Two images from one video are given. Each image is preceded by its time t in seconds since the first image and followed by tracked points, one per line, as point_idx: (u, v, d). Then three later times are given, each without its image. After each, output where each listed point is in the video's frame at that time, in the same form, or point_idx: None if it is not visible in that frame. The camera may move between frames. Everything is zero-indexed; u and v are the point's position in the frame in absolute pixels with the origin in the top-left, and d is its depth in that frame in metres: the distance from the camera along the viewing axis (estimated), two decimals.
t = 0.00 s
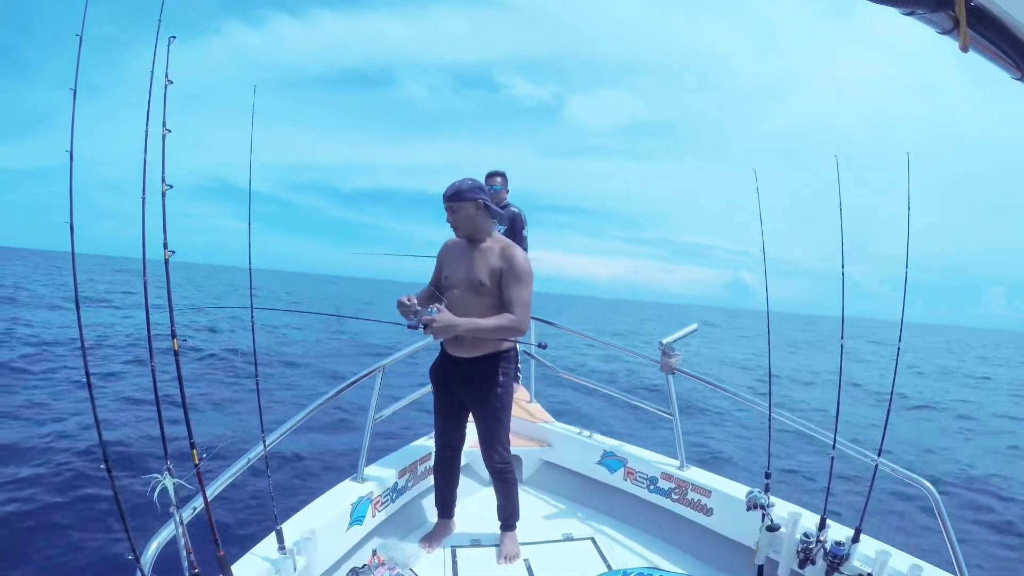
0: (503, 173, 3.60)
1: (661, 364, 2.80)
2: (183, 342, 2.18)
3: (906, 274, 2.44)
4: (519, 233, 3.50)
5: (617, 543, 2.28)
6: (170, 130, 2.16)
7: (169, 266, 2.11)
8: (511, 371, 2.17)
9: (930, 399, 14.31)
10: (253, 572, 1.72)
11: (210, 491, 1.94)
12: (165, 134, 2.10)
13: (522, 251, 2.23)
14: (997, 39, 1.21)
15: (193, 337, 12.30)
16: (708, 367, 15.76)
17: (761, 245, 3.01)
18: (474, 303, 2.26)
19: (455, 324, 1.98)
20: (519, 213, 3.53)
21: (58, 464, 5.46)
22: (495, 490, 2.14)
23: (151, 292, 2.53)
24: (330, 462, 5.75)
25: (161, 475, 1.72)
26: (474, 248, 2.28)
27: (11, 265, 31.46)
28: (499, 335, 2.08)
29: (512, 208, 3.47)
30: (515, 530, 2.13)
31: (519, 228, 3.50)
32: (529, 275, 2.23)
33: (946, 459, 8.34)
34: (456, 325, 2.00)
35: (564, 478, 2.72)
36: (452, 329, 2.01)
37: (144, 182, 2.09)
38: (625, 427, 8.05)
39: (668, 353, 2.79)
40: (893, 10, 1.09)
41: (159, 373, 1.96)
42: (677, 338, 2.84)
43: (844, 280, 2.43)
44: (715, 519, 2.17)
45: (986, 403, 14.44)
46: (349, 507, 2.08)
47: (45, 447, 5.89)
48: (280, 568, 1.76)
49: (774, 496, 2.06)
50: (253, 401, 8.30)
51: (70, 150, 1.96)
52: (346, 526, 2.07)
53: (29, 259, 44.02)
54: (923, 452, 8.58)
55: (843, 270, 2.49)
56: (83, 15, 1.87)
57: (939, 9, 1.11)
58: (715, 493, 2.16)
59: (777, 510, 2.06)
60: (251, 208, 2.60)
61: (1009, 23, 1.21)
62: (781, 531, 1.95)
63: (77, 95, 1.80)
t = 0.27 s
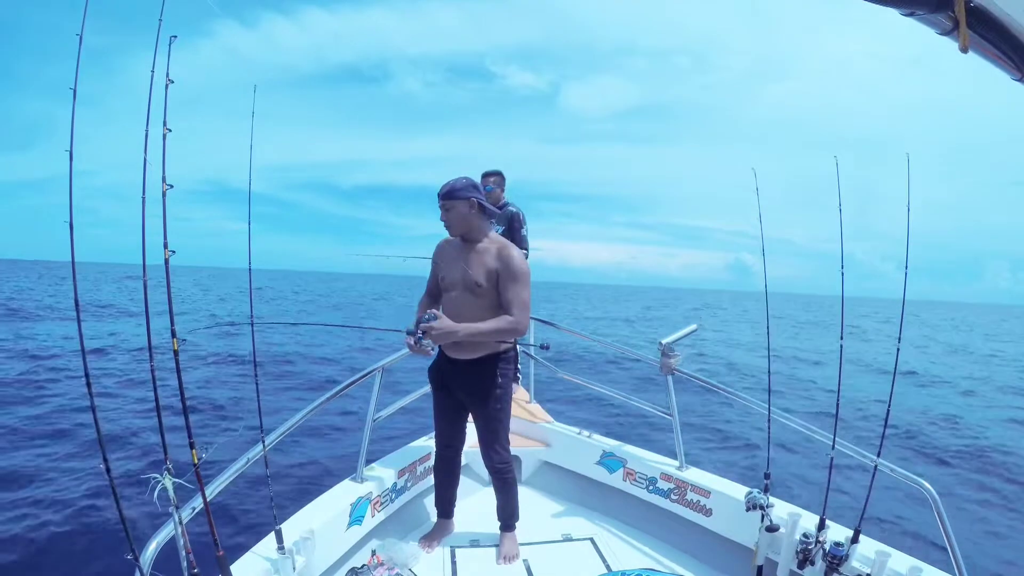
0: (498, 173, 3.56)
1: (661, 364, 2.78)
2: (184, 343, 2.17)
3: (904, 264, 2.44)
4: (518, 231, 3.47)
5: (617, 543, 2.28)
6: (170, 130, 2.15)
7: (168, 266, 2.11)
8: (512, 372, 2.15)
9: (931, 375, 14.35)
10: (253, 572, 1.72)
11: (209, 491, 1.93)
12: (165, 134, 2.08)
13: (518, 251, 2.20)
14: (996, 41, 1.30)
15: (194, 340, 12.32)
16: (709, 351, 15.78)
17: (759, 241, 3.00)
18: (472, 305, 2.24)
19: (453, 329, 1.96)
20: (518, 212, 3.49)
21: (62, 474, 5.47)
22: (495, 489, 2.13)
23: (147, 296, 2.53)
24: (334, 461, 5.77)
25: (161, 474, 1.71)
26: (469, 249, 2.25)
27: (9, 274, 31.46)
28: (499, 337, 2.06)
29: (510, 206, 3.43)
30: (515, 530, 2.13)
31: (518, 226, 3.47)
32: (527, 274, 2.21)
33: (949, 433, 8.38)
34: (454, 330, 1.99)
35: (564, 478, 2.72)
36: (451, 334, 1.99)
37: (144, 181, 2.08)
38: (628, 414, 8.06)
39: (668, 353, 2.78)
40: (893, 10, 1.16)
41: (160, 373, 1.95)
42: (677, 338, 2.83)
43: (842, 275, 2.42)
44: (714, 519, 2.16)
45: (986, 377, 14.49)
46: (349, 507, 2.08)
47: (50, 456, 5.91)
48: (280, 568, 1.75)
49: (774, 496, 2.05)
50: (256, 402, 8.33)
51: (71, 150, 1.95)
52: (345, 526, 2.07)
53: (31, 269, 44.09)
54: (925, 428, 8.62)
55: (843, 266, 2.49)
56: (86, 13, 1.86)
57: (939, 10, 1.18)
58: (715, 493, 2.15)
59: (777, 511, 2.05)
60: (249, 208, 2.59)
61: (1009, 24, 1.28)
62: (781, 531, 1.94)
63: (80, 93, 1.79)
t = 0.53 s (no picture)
0: (499, 173, 3.54)
1: (661, 364, 2.77)
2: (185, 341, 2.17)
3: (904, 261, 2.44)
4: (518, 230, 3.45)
5: (617, 544, 2.27)
6: (169, 130, 2.15)
7: (167, 267, 2.10)
8: (512, 371, 2.14)
9: (932, 366, 14.35)
10: (252, 572, 1.72)
11: (209, 491, 1.93)
12: (164, 134, 2.08)
13: (518, 250, 2.19)
14: (995, 42, 1.29)
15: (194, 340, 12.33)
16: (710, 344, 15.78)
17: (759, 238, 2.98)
18: (471, 305, 2.23)
19: (452, 325, 1.96)
20: (517, 212, 3.48)
21: (64, 475, 5.48)
22: (495, 489, 2.12)
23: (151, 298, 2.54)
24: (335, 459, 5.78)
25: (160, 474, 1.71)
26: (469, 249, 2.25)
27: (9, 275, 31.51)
28: (499, 336, 2.05)
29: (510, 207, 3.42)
30: (514, 530, 2.13)
31: (518, 226, 3.45)
32: (527, 274, 2.20)
33: (950, 423, 8.38)
34: (453, 327, 1.98)
35: (564, 478, 2.72)
36: (450, 331, 1.99)
37: (143, 181, 2.08)
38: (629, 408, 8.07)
39: (668, 354, 2.77)
40: (892, 10, 1.15)
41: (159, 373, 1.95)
42: (677, 338, 2.82)
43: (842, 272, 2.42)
44: (713, 520, 2.16)
45: (987, 367, 14.49)
46: (349, 507, 2.08)
47: (51, 458, 5.92)
48: (279, 568, 1.75)
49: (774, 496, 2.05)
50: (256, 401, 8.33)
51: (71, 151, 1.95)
52: (345, 526, 2.07)
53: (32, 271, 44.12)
54: (926, 418, 8.62)
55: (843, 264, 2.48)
56: (85, 14, 1.87)
57: (939, 11, 1.17)
58: (715, 493, 2.15)
59: (777, 512, 2.05)
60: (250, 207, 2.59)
61: (1009, 24, 1.27)
62: (781, 532, 1.94)
63: (79, 94, 1.80)
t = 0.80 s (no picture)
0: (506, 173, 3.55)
1: (660, 364, 2.78)
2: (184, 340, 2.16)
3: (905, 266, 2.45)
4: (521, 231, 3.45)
5: (616, 544, 2.28)
6: (170, 131, 2.10)
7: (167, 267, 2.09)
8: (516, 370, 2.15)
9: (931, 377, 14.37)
10: (252, 572, 1.72)
11: (210, 490, 1.93)
12: (166, 134, 2.05)
13: (524, 250, 2.20)
14: (995, 42, 1.30)
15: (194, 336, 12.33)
16: (709, 350, 15.80)
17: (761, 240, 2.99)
18: (476, 304, 2.24)
19: (458, 325, 1.96)
20: (522, 212, 3.49)
21: (61, 469, 5.48)
22: (497, 489, 2.13)
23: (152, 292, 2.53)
24: (333, 459, 5.78)
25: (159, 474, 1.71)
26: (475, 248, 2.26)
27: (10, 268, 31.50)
28: (504, 335, 2.06)
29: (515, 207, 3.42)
30: (515, 530, 2.13)
31: (522, 227, 3.46)
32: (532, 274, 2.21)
33: (947, 434, 8.40)
34: (459, 327, 1.99)
35: (564, 478, 2.72)
36: (456, 331, 1.99)
37: (144, 181, 2.05)
38: (627, 413, 8.07)
39: (668, 354, 2.77)
40: (892, 10, 1.16)
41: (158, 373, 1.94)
42: (677, 338, 2.82)
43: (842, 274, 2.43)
44: (713, 520, 2.16)
45: (985, 379, 14.51)
46: (348, 507, 2.08)
47: (48, 452, 5.92)
48: (279, 568, 1.76)
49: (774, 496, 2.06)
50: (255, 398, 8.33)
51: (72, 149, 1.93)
52: (345, 526, 2.07)
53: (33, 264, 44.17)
54: (923, 428, 8.64)
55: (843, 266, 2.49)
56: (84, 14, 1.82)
57: (938, 10, 1.18)
58: (715, 493, 2.15)
59: (777, 512, 2.05)
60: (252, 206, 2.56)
61: (1009, 25, 1.28)
62: (781, 531, 1.95)
63: (79, 96, 1.76)
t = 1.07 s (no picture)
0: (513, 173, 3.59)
1: (661, 363, 2.79)
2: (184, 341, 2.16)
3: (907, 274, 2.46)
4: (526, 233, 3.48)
5: (616, 543, 2.29)
6: (169, 130, 2.13)
7: (167, 267, 2.10)
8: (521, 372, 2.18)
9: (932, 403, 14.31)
10: (253, 572, 1.73)
11: (210, 491, 1.93)
12: (165, 134, 2.08)
13: (533, 254, 2.24)
14: (997, 39, 1.24)
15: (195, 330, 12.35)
16: (710, 368, 15.76)
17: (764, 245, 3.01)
18: (484, 305, 2.26)
19: (472, 331, 1.97)
20: (527, 213, 3.52)
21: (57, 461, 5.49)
22: (499, 489, 2.14)
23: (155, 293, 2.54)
24: (329, 458, 5.78)
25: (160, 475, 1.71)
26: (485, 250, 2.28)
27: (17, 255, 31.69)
28: (513, 338, 2.09)
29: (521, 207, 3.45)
30: (516, 530, 2.14)
31: (527, 228, 3.49)
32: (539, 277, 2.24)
33: (946, 462, 8.36)
34: (472, 333, 2.00)
35: (564, 479, 2.72)
36: (469, 336, 2.00)
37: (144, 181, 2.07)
38: (626, 427, 8.05)
39: (668, 353, 2.79)
40: (893, 10, 1.10)
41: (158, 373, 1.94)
42: (677, 337, 2.83)
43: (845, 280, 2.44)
44: (714, 519, 2.17)
45: (987, 407, 14.45)
46: (349, 507, 2.09)
47: (45, 442, 5.93)
48: (280, 568, 1.76)
49: (775, 495, 2.07)
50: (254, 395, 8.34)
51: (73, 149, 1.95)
52: (345, 526, 2.08)
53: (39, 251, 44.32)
54: (922, 455, 8.59)
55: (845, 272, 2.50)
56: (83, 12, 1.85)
57: (940, 9, 1.12)
58: (715, 493, 2.17)
59: (777, 511, 2.07)
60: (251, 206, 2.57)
61: (1009, 23, 1.23)
62: (782, 531, 1.96)
63: (76, 95, 1.77)
